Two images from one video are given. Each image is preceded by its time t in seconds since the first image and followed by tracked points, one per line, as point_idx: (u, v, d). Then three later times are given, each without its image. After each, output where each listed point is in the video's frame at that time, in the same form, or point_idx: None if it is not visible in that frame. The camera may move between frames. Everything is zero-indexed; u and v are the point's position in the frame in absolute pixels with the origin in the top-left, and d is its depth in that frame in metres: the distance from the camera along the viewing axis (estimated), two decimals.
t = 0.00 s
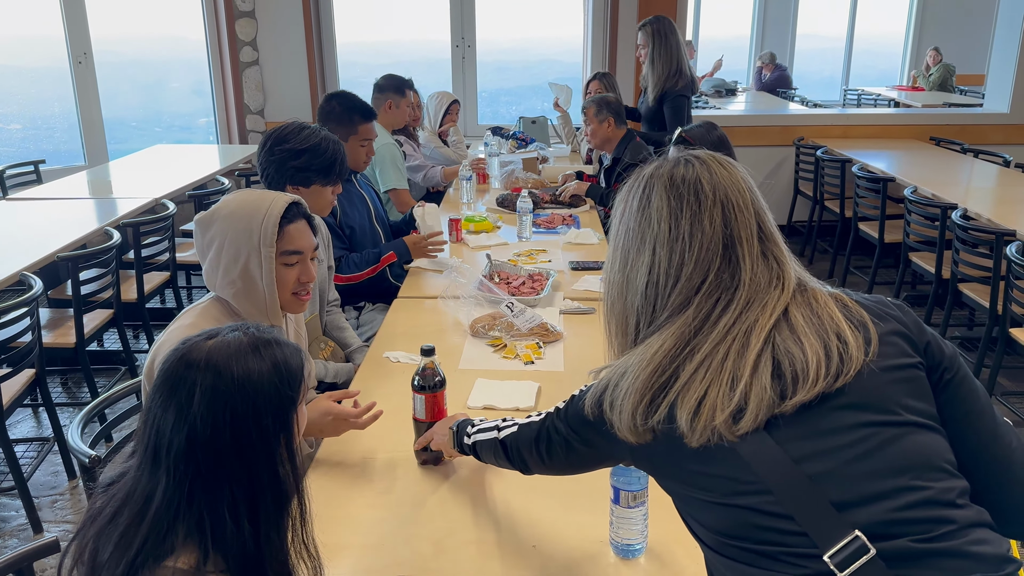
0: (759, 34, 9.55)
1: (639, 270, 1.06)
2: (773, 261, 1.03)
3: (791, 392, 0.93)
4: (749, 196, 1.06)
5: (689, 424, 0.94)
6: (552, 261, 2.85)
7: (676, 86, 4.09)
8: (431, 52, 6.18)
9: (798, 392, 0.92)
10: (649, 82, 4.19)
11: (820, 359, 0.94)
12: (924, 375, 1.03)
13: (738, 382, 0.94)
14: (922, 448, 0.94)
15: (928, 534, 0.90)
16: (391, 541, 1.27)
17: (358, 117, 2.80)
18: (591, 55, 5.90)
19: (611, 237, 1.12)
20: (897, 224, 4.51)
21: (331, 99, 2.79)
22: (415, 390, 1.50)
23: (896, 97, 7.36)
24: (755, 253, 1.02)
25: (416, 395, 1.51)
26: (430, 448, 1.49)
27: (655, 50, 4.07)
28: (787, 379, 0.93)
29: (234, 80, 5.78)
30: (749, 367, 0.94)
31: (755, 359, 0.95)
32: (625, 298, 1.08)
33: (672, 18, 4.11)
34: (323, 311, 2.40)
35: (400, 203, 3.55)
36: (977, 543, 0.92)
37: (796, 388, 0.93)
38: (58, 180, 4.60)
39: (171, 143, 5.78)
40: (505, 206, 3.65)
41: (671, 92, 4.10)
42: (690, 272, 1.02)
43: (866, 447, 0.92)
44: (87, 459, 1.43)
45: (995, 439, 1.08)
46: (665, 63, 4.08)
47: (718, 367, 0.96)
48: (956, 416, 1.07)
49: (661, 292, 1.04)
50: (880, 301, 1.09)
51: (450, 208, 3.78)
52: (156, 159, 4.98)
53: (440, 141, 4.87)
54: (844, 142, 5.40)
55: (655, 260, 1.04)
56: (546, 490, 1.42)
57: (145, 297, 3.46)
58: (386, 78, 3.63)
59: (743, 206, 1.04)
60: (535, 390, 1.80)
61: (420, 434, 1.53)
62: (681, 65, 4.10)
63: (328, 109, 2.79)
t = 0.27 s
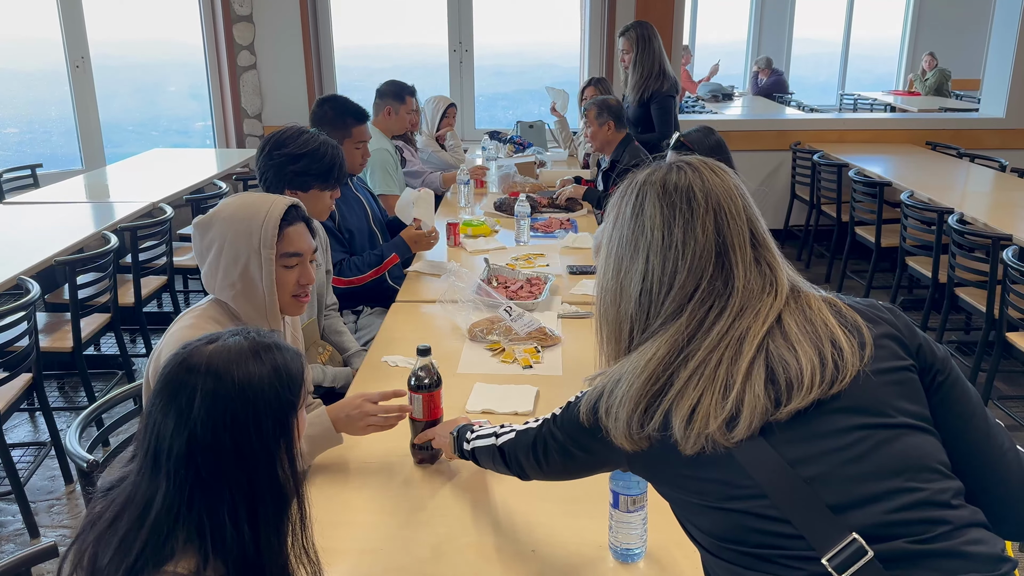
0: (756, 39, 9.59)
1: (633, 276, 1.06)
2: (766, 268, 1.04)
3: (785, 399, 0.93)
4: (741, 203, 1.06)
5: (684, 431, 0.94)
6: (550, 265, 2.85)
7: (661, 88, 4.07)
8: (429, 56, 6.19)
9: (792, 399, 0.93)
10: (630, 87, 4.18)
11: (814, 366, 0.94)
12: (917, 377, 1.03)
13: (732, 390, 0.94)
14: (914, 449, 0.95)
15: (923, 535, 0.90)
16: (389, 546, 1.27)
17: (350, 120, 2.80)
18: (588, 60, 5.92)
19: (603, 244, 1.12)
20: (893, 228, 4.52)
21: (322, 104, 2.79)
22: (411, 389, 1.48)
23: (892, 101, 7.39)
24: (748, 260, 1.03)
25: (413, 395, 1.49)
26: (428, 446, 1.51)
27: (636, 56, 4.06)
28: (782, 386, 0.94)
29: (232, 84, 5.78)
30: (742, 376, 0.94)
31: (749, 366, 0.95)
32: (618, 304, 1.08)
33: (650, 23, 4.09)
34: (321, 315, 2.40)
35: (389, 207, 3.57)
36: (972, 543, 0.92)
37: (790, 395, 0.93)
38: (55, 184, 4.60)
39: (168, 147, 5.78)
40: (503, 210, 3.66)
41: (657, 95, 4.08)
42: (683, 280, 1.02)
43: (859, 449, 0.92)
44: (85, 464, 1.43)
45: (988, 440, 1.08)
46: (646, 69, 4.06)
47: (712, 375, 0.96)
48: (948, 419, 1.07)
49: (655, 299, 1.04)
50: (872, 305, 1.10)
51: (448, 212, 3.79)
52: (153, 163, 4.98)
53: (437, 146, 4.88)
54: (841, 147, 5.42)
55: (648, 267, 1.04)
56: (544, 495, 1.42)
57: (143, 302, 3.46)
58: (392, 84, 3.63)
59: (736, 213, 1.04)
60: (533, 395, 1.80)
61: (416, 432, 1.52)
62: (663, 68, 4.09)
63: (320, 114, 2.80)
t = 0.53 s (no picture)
0: (754, 42, 9.61)
1: (639, 274, 1.05)
2: (772, 268, 1.04)
3: (797, 397, 0.93)
4: (747, 203, 1.06)
5: (697, 430, 0.93)
6: (550, 268, 2.85)
7: (658, 90, 4.07)
8: (429, 58, 6.19)
9: (804, 399, 0.92)
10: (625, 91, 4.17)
11: (825, 365, 0.94)
12: (925, 380, 1.03)
13: (744, 387, 0.94)
14: (924, 452, 0.95)
15: (938, 537, 0.90)
16: (392, 550, 1.27)
17: (344, 122, 2.80)
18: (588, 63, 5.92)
19: (607, 242, 1.11)
20: (892, 232, 4.53)
21: (314, 107, 2.79)
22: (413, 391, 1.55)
23: (891, 105, 7.40)
24: (755, 258, 1.03)
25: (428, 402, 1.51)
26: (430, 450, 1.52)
27: (631, 60, 4.06)
28: (793, 385, 0.93)
29: (231, 86, 5.78)
30: (755, 374, 0.94)
31: (760, 364, 0.95)
32: (623, 303, 1.07)
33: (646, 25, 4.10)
34: (321, 318, 2.39)
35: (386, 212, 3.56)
36: (983, 546, 0.92)
37: (802, 395, 0.93)
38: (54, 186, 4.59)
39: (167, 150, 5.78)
40: (503, 213, 3.66)
41: (654, 97, 4.07)
42: (692, 277, 1.02)
43: (870, 453, 0.92)
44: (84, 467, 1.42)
45: (991, 443, 1.08)
46: (642, 72, 4.07)
47: (724, 372, 0.95)
48: (954, 421, 1.07)
49: (663, 298, 1.03)
50: (878, 308, 1.10)
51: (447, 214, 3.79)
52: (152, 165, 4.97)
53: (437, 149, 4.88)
54: (840, 150, 5.42)
55: (656, 264, 1.04)
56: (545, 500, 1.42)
57: (142, 304, 3.45)
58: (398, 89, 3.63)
59: (743, 212, 1.05)
60: (534, 398, 1.80)
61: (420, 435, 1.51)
62: (658, 71, 4.10)
63: (314, 116, 2.80)
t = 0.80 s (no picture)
0: (755, 44, 9.62)
1: (645, 271, 1.04)
2: (779, 266, 1.04)
3: (809, 396, 0.92)
4: (754, 200, 1.06)
5: (709, 432, 0.92)
6: (551, 270, 2.84)
7: (657, 95, 4.06)
8: (430, 60, 6.19)
9: (816, 400, 0.92)
10: (625, 95, 4.17)
11: (837, 365, 0.94)
12: (937, 383, 1.03)
13: (756, 387, 0.93)
14: (937, 457, 0.94)
15: (949, 544, 0.90)
16: (393, 553, 1.26)
17: (343, 122, 2.79)
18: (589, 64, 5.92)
19: (612, 240, 1.11)
20: (893, 234, 4.52)
21: (313, 108, 2.79)
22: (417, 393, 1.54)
23: (892, 107, 7.40)
24: (763, 256, 1.03)
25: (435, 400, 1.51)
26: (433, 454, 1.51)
27: (631, 64, 4.06)
28: (806, 385, 0.93)
29: (232, 87, 5.78)
30: (767, 374, 0.93)
31: (771, 363, 0.94)
32: (629, 302, 1.06)
33: (644, 29, 4.10)
34: (322, 318, 2.39)
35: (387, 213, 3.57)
36: (997, 552, 0.92)
37: (815, 396, 0.92)
38: (54, 187, 4.59)
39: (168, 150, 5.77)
40: (504, 214, 3.66)
41: (654, 102, 4.06)
42: (700, 275, 1.01)
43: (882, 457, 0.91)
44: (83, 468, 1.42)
45: (1001, 447, 1.08)
46: (642, 76, 4.06)
47: (735, 371, 0.95)
48: (963, 425, 1.07)
49: (669, 296, 1.02)
50: (888, 310, 1.10)
51: (448, 216, 3.79)
52: (152, 166, 4.97)
53: (437, 150, 4.88)
54: (841, 152, 5.42)
55: (662, 261, 1.03)
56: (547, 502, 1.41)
57: (142, 305, 3.45)
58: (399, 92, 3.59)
59: (750, 209, 1.05)
60: (535, 400, 1.79)
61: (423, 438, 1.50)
62: (658, 75, 4.10)
63: (313, 117, 2.79)
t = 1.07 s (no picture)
0: (756, 45, 9.62)
1: (658, 267, 1.04)
2: (794, 265, 1.03)
3: (823, 399, 0.92)
4: (770, 197, 1.05)
5: (721, 433, 0.92)
6: (552, 271, 2.84)
7: (661, 99, 4.05)
8: (431, 60, 6.18)
9: (830, 404, 0.91)
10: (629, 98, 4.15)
11: (853, 368, 0.93)
12: (953, 391, 1.02)
13: (769, 388, 0.92)
14: (951, 466, 0.94)
15: (964, 555, 0.90)
16: (395, 556, 1.26)
17: (346, 122, 2.78)
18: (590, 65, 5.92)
19: (625, 234, 1.10)
20: (895, 235, 4.51)
21: (319, 107, 2.78)
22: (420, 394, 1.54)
23: (893, 109, 7.39)
24: (778, 255, 1.02)
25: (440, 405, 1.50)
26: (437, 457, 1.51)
27: (635, 67, 4.05)
28: (821, 387, 0.92)
29: (233, 88, 5.78)
30: (780, 377, 0.93)
31: (785, 364, 0.94)
32: (641, 297, 1.06)
33: (648, 31, 4.09)
34: (323, 319, 2.39)
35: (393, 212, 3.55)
36: (1012, 563, 0.92)
37: (829, 400, 0.91)
38: (55, 187, 4.59)
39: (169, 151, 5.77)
40: (505, 215, 3.65)
41: (657, 106, 4.06)
42: (713, 273, 1.01)
43: (896, 465, 0.91)
44: (84, 469, 1.42)
45: (1014, 458, 1.08)
46: (646, 79, 4.05)
47: (749, 371, 0.94)
48: (979, 437, 1.07)
49: (681, 293, 1.02)
50: (904, 313, 1.09)
51: (449, 217, 3.79)
52: (153, 166, 4.97)
53: (438, 151, 4.88)
54: (842, 154, 5.42)
55: (674, 257, 1.03)
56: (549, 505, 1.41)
57: (142, 305, 3.45)
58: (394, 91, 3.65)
59: (766, 206, 1.04)
60: (537, 401, 1.78)
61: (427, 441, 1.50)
62: (662, 77, 4.08)
63: (317, 117, 2.79)
